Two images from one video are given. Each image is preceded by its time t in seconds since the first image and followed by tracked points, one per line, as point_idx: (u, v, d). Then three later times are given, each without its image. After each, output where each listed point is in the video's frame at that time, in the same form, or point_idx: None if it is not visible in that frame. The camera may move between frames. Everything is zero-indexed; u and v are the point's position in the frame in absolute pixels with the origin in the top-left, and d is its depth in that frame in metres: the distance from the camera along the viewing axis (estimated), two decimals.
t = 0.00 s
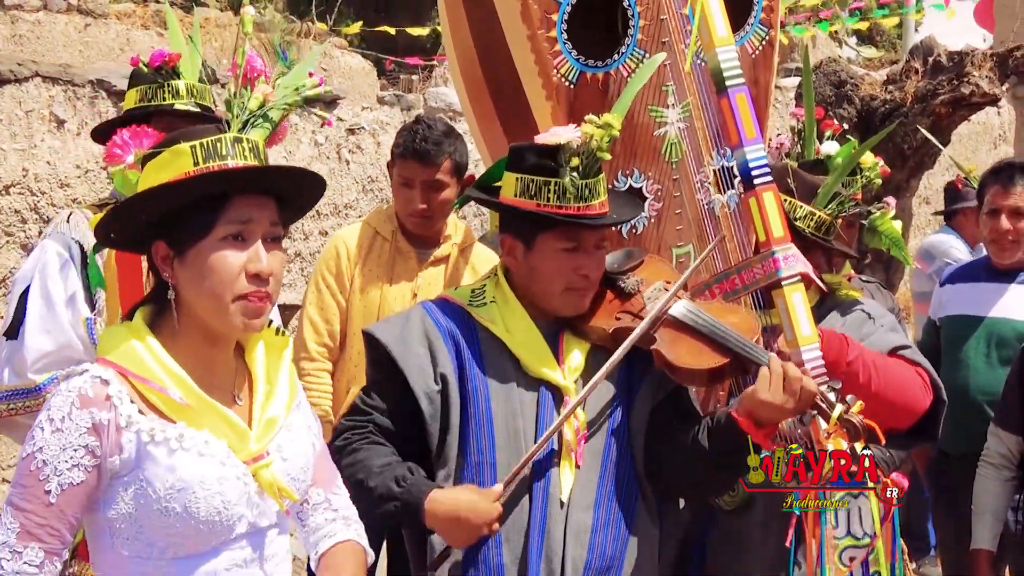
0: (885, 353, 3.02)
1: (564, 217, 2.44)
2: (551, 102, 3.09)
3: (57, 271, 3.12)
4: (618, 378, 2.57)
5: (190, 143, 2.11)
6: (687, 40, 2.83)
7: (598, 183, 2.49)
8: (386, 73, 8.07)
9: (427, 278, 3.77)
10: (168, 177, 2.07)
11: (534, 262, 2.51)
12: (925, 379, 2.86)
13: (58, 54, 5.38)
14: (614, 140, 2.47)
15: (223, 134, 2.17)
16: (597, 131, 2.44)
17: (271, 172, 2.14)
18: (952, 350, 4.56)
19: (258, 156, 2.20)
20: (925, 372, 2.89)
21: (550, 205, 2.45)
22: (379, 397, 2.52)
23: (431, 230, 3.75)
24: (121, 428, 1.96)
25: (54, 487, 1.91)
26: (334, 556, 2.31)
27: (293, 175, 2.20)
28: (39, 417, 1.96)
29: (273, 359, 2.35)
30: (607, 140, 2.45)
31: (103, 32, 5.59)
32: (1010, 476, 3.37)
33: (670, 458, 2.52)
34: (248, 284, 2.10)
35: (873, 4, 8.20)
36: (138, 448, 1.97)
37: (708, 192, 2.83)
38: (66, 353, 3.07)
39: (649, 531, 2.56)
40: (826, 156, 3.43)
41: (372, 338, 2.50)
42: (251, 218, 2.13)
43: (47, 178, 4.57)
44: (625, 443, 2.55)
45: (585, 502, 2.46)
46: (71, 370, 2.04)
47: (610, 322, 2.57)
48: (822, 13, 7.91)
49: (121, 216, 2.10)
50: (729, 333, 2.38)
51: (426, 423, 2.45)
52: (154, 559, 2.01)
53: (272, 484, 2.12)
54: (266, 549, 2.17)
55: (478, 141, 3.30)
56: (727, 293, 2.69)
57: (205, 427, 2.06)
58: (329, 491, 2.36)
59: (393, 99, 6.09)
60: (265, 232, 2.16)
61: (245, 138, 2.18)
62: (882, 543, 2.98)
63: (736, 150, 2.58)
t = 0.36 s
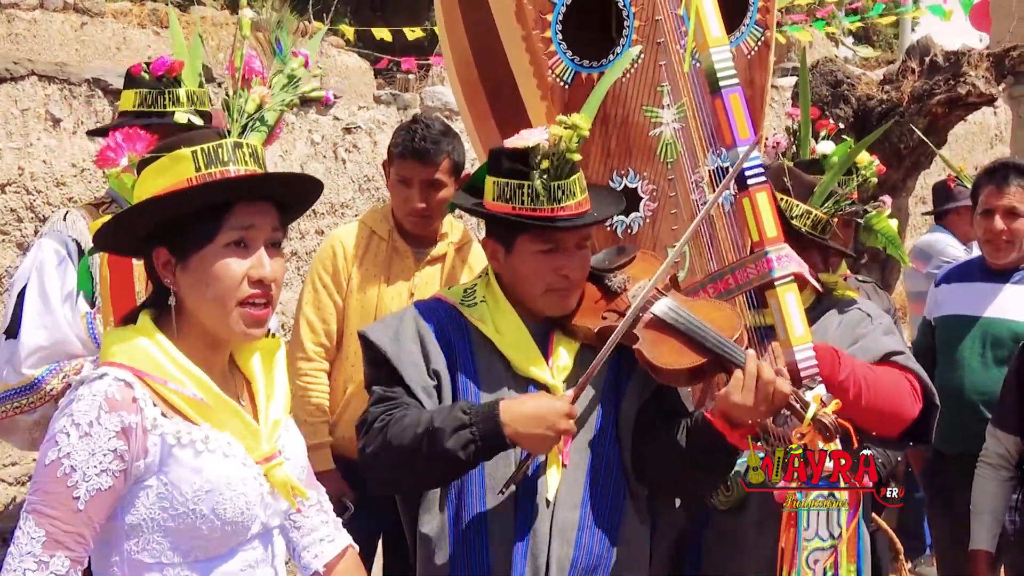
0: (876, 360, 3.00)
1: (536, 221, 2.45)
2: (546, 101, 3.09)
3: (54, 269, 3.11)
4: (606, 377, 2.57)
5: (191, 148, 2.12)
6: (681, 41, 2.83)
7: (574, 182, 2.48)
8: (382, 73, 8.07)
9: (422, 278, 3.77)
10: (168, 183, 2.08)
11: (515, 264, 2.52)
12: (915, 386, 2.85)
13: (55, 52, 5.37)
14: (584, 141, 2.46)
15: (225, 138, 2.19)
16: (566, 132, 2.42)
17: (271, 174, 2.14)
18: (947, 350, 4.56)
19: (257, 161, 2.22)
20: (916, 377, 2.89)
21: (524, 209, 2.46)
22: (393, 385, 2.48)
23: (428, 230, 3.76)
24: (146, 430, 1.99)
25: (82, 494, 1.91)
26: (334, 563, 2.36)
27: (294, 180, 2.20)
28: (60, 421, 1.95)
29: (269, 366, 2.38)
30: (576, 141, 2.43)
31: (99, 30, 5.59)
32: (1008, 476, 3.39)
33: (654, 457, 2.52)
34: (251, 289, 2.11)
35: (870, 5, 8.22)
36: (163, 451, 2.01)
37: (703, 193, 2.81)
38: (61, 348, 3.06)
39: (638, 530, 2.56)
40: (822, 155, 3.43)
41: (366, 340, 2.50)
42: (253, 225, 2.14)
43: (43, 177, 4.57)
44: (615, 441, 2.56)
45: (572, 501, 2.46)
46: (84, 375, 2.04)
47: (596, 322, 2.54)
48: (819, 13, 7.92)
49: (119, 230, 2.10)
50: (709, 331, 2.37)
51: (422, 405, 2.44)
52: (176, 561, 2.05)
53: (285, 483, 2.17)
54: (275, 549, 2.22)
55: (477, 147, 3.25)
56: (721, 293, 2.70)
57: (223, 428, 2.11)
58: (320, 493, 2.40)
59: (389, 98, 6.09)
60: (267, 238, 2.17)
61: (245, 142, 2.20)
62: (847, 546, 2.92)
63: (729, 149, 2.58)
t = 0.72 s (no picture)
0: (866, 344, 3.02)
1: (549, 219, 2.45)
2: (541, 102, 3.09)
3: (49, 269, 3.19)
4: (608, 374, 2.57)
5: (182, 128, 2.16)
6: (676, 40, 2.81)
7: (586, 181, 2.49)
8: (377, 72, 8.07)
9: (420, 276, 3.77)
10: (158, 162, 2.11)
11: (523, 261, 2.52)
12: (908, 368, 2.86)
13: (50, 51, 5.39)
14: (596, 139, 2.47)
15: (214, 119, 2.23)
16: (580, 131, 2.44)
17: (262, 154, 2.17)
18: (943, 349, 4.57)
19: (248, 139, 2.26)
20: (909, 359, 2.90)
21: (536, 206, 2.46)
22: (370, 381, 2.52)
23: (426, 228, 3.76)
24: (150, 406, 2.03)
25: (86, 471, 1.92)
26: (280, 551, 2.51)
27: (286, 159, 2.23)
28: (61, 398, 1.94)
29: (257, 353, 2.42)
30: (590, 140, 2.45)
31: (94, 29, 5.60)
32: (1007, 474, 3.39)
33: (657, 458, 2.53)
34: (244, 266, 2.14)
35: (866, 4, 8.23)
36: (166, 425, 2.05)
37: (698, 190, 2.81)
38: (53, 347, 3.04)
39: (641, 528, 2.57)
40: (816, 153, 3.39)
41: (362, 334, 2.51)
42: (245, 203, 2.17)
43: (39, 175, 4.57)
44: (618, 441, 2.55)
45: (576, 500, 2.47)
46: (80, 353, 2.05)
47: (601, 323, 2.55)
48: (814, 13, 7.93)
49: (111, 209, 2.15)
50: (718, 340, 2.37)
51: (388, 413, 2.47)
52: (174, 540, 2.07)
53: (279, 461, 2.24)
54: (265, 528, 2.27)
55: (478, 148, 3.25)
56: (717, 293, 2.69)
57: (221, 404, 2.16)
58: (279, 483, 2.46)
59: (386, 96, 6.09)
60: (260, 217, 2.20)
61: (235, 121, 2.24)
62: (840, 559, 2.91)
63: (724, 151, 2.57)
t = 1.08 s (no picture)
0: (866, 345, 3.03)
1: (534, 216, 2.46)
2: (539, 101, 3.09)
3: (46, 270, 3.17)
4: (602, 372, 2.58)
5: (163, 125, 2.15)
6: (673, 36, 2.83)
7: (571, 178, 2.49)
8: (376, 71, 8.08)
9: (420, 275, 3.78)
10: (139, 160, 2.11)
11: (512, 260, 2.52)
12: (908, 370, 2.86)
13: (49, 49, 5.44)
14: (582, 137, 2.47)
15: (197, 115, 2.20)
16: (562, 128, 2.43)
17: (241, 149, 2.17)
18: (942, 350, 4.57)
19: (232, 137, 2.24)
20: (907, 360, 2.90)
21: (522, 205, 2.47)
22: (389, 386, 2.47)
23: (427, 228, 3.77)
24: (118, 410, 2.03)
25: (47, 473, 1.92)
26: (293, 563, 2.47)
27: (266, 154, 2.23)
28: (28, 399, 1.96)
29: (247, 347, 2.48)
30: (574, 136, 2.45)
31: (93, 28, 5.64)
32: (1008, 474, 3.40)
33: (655, 456, 2.53)
34: (223, 267, 2.15)
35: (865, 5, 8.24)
36: (134, 430, 2.05)
37: (696, 189, 2.83)
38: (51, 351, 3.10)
39: (635, 528, 2.57)
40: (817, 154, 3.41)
41: (362, 336, 2.49)
42: (225, 203, 2.17)
43: (38, 173, 4.59)
44: (612, 441, 2.56)
45: (569, 498, 2.47)
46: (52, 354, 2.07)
47: (595, 320, 2.54)
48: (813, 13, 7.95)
49: (95, 208, 2.16)
50: (711, 335, 2.36)
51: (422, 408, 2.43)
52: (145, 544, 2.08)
53: (258, 468, 2.25)
54: (244, 534, 2.28)
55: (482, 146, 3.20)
56: (715, 294, 2.70)
57: (196, 410, 2.17)
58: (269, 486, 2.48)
59: (386, 95, 6.11)
60: (241, 215, 2.21)
61: (219, 118, 2.22)
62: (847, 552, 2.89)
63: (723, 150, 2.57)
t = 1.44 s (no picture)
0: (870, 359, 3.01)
1: (532, 221, 2.46)
2: (536, 104, 3.10)
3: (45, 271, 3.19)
4: (603, 370, 2.58)
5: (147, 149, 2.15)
6: (670, 41, 2.85)
7: (570, 181, 2.49)
8: (374, 71, 8.09)
9: (420, 277, 3.78)
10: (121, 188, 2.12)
11: (511, 264, 2.53)
12: (909, 384, 2.86)
13: (46, 49, 5.52)
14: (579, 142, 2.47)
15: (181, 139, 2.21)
16: (560, 132, 2.44)
17: (225, 179, 2.16)
18: (942, 351, 4.58)
19: (217, 162, 2.23)
20: (908, 374, 2.91)
21: (520, 210, 2.47)
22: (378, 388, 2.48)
23: (428, 230, 3.78)
24: (91, 446, 2.03)
25: (19, 511, 1.95)
26: None
27: (252, 183, 2.22)
28: (3, 435, 2.00)
29: (241, 374, 2.43)
30: (570, 141, 2.45)
31: (92, 27, 5.73)
32: (1008, 476, 3.40)
33: (656, 456, 2.53)
34: (203, 299, 2.15)
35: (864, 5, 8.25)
36: (108, 465, 2.04)
37: (694, 193, 2.82)
38: (48, 351, 3.13)
39: (638, 529, 2.57)
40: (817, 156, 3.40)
41: (363, 339, 2.51)
42: (204, 231, 2.16)
43: (38, 174, 4.58)
44: (611, 440, 2.56)
45: (572, 499, 2.48)
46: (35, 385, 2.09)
47: (594, 320, 2.55)
48: (811, 13, 7.96)
49: (81, 234, 2.16)
50: (710, 329, 2.37)
51: (423, 405, 2.44)
52: None
53: (242, 500, 2.21)
54: (234, 565, 2.26)
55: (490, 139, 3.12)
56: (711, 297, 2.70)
57: (175, 444, 2.14)
58: (289, 508, 2.45)
59: (385, 96, 6.11)
60: (222, 244, 2.19)
61: (203, 142, 2.22)
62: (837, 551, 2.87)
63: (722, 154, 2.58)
